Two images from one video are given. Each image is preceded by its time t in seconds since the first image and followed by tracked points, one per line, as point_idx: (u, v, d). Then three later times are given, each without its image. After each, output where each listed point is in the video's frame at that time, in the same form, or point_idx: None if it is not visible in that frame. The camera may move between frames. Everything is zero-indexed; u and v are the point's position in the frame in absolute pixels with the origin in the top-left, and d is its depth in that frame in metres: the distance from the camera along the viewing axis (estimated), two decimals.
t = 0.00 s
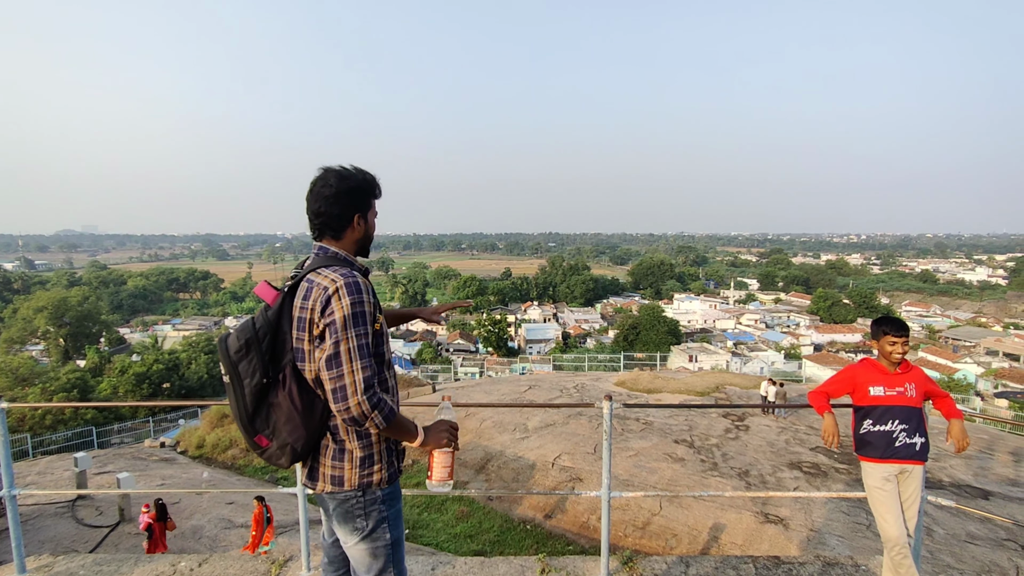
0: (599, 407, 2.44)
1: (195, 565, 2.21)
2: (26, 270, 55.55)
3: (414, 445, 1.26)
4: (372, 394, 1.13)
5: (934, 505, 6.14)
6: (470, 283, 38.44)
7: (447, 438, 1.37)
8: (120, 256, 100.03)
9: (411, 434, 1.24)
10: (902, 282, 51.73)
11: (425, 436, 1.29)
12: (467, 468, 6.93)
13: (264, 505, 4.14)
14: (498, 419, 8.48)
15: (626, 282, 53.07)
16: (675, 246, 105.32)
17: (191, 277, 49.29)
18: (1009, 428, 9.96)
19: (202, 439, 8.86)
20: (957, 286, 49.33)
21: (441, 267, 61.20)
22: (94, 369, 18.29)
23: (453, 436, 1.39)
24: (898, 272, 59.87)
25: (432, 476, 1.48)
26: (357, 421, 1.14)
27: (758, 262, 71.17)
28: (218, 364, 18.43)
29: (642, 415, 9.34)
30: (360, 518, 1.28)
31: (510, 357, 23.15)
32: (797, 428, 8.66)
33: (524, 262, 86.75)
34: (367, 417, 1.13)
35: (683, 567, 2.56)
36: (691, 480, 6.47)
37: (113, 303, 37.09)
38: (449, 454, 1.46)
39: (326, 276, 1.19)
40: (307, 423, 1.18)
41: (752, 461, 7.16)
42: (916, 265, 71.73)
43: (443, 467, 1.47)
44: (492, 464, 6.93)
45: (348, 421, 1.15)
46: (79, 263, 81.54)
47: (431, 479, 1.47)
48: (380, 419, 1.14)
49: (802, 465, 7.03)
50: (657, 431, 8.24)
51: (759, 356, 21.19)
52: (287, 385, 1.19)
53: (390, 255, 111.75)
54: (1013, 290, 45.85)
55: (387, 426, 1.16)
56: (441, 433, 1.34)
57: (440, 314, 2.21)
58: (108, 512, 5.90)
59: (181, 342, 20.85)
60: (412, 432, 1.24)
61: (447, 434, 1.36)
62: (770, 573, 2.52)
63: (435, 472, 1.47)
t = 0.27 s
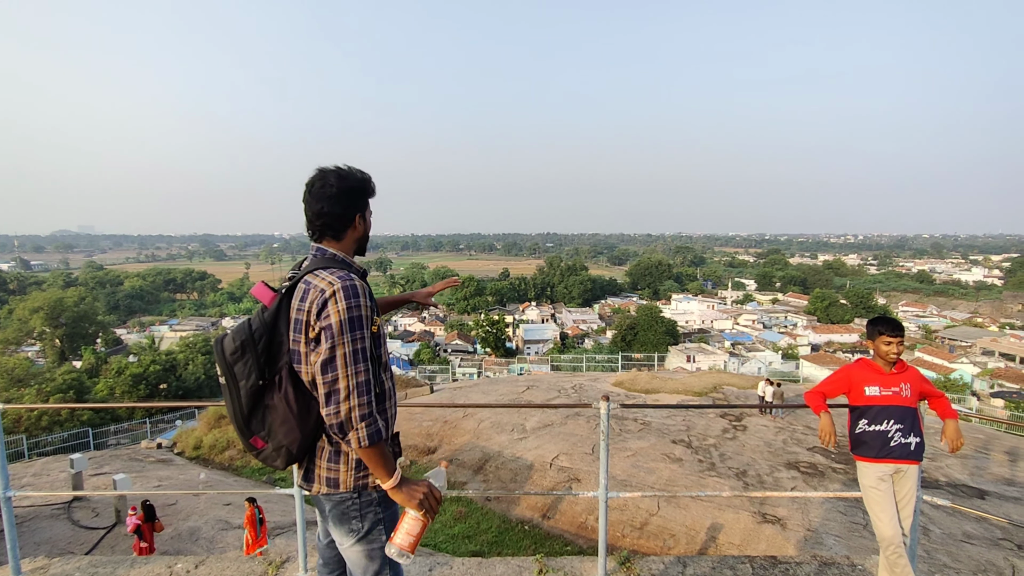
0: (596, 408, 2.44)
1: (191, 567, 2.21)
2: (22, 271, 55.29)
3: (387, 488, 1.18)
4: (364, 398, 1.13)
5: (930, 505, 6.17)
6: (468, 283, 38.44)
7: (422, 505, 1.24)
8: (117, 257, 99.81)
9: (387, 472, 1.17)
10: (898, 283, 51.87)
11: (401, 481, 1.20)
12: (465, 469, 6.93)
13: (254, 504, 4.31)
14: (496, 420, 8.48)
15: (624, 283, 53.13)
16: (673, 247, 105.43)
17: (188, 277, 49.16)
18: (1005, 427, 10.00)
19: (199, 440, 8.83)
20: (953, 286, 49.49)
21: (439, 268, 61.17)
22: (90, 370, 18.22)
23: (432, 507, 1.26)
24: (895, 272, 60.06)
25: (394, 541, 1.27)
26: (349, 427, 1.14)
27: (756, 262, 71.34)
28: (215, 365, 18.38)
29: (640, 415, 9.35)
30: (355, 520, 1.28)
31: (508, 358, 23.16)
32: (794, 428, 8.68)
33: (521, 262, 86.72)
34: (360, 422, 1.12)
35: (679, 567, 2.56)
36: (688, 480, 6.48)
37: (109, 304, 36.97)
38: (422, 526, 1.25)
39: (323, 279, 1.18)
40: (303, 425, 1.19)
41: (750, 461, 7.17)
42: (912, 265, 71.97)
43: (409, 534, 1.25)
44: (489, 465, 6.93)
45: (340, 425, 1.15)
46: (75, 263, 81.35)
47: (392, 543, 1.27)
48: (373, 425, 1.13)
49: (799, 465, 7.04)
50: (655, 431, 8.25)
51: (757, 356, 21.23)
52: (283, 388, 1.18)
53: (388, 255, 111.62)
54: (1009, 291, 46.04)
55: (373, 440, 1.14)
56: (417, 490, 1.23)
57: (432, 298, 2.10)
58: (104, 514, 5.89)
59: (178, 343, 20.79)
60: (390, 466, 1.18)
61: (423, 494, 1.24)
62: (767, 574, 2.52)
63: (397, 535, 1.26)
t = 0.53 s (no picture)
0: (594, 408, 2.44)
1: (187, 569, 2.20)
2: (16, 272, 54.98)
3: (380, 497, 1.17)
4: (367, 399, 1.14)
5: (926, 504, 6.19)
6: (466, 284, 38.44)
7: (413, 521, 1.22)
8: (113, 258, 99.51)
9: (383, 479, 1.17)
10: (894, 283, 52.08)
11: (394, 491, 1.19)
12: (462, 470, 6.93)
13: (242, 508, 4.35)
14: (493, 421, 8.47)
15: (621, 283, 53.19)
16: (670, 247, 105.62)
17: (184, 278, 49.00)
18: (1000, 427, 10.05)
19: (195, 442, 8.79)
20: (949, 287, 49.71)
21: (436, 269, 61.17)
22: (85, 372, 18.12)
23: (422, 525, 1.24)
24: (891, 273, 60.32)
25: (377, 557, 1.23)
26: (351, 427, 1.14)
27: (752, 263, 71.57)
28: (211, 366, 18.32)
29: (637, 416, 9.37)
30: (353, 521, 1.28)
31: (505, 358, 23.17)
32: (791, 428, 8.70)
33: (519, 263, 86.77)
34: (363, 424, 1.13)
35: (677, 568, 2.57)
36: (686, 480, 6.49)
37: (105, 305, 36.83)
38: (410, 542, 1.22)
39: (329, 279, 1.18)
40: (305, 426, 1.18)
41: (747, 462, 7.19)
42: (908, 265, 72.30)
43: (395, 550, 1.22)
44: (487, 465, 6.93)
45: (342, 424, 1.15)
46: (70, 265, 80.99)
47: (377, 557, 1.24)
48: (375, 426, 1.14)
49: (796, 466, 7.06)
50: (652, 431, 8.26)
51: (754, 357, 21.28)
52: (286, 390, 1.18)
53: (385, 256, 111.52)
54: (1004, 291, 46.28)
55: (374, 441, 1.14)
56: (409, 503, 1.22)
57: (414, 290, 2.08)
58: (100, 516, 5.85)
59: (174, 344, 20.71)
60: (385, 474, 1.17)
61: (414, 509, 1.22)
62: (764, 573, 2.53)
63: (382, 550, 1.23)
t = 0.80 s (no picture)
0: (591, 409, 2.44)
1: (185, 571, 2.20)
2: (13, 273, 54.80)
3: (397, 487, 1.20)
4: (380, 398, 1.16)
5: (923, 504, 6.21)
6: (464, 285, 38.43)
7: (430, 505, 1.28)
8: (110, 259, 99.20)
9: (399, 472, 1.19)
10: (891, 284, 52.20)
11: (410, 482, 1.23)
12: (460, 471, 6.91)
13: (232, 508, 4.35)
14: (491, 422, 8.46)
15: (619, 284, 53.23)
16: (668, 248, 105.76)
17: (181, 280, 48.89)
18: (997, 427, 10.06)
19: (192, 444, 8.76)
20: (945, 287, 49.86)
21: (434, 270, 61.13)
22: (82, 374, 18.05)
23: (438, 507, 1.31)
24: (888, 274, 60.49)
25: (401, 539, 1.34)
26: (365, 427, 1.15)
27: (750, 264, 71.71)
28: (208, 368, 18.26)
29: (635, 417, 9.36)
30: (355, 522, 1.28)
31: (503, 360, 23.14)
32: (788, 429, 8.71)
33: (516, 265, 86.75)
34: (377, 421, 1.14)
35: (675, 569, 2.57)
36: (684, 481, 6.49)
37: (101, 307, 36.70)
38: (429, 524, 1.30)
39: (337, 280, 1.19)
40: (311, 428, 1.18)
41: (745, 462, 7.19)
42: (905, 266, 72.53)
43: (417, 533, 1.32)
44: (485, 467, 6.92)
45: (356, 424, 1.15)
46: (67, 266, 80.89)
47: (399, 541, 1.33)
48: (388, 424, 1.16)
49: (794, 466, 7.08)
50: (650, 432, 8.27)
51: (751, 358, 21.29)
52: (292, 392, 1.17)
53: (383, 257, 111.30)
54: (1000, 292, 46.45)
55: (389, 438, 1.17)
56: (426, 492, 1.27)
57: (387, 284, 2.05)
58: (96, 519, 5.83)
59: (170, 346, 20.64)
60: (400, 468, 1.20)
61: (432, 497, 1.29)
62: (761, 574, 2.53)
63: (406, 533, 1.33)
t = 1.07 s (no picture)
0: (589, 411, 2.44)
1: (184, 571, 2.20)
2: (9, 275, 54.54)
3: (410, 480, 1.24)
4: (393, 396, 1.18)
5: (920, 504, 6.23)
6: (462, 286, 38.40)
7: (442, 491, 1.35)
8: (107, 260, 98.96)
9: (411, 465, 1.24)
10: (888, 285, 52.39)
11: (421, 475, 1.27)
12: (459, 472, 6.91)
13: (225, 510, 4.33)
14: (489, 423, 8.46)
15: (617, 285, 53.28)
16: (666, 249, 105.93)
17: (178, 281, 48.76)
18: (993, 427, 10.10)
19: (189, 445, 8.73)
20: (942, 288, 50.03)
21: (432, 271, 61.07)
22: (78, 375, 17.98)
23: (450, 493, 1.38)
24: (885, 275, 60.67)
25: (419, 526, 1.44)
26: (379, 425, 1.17)
27: (747, 266, 71.86)
28: (206, 369, 18.20)
29: (633, 417, 9.38)
30: (357, 523, 1.28)
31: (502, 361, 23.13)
32: (786, 429, 8.74)
33: (515, 266, 86.72)
34: (389, 419, 1.17)
35: (673, 569, 2.57)
36: (682, 482, 6.50)
37: (98, 308, 36.57)
38: (443, 509, 1.41)
39: (344, 282, 1.20)
40: (316, 429, 1.18)
41: (743, 463, 7.21)
42: (902, 267, 72.77)
43: (432, 519, 1.43)
44: (484, 468, 6.91)
45: (369, 423, 1.17)
46: (64, 267, 80.62)
47: (416, 527, 1.44)
48: (400, 422, 1.18)
49: (791, 466, 7.10)
50: (648, 433, 8.28)
51: (749, 359, 21.35)
52: (299, 394, 1.16)
53: (381, 258, 111.18)
54: (996, 292, 46.59)
55: (402, 435, 1.19)
56: (437, 481, 1.33)
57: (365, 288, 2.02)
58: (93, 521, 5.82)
59: (168, 347, 20.58)
60: (411, 462, 1.24)
61: (444, 484, 1.35)
62: (760, 574, 2.53)
63: (421, 520, 1.43)
